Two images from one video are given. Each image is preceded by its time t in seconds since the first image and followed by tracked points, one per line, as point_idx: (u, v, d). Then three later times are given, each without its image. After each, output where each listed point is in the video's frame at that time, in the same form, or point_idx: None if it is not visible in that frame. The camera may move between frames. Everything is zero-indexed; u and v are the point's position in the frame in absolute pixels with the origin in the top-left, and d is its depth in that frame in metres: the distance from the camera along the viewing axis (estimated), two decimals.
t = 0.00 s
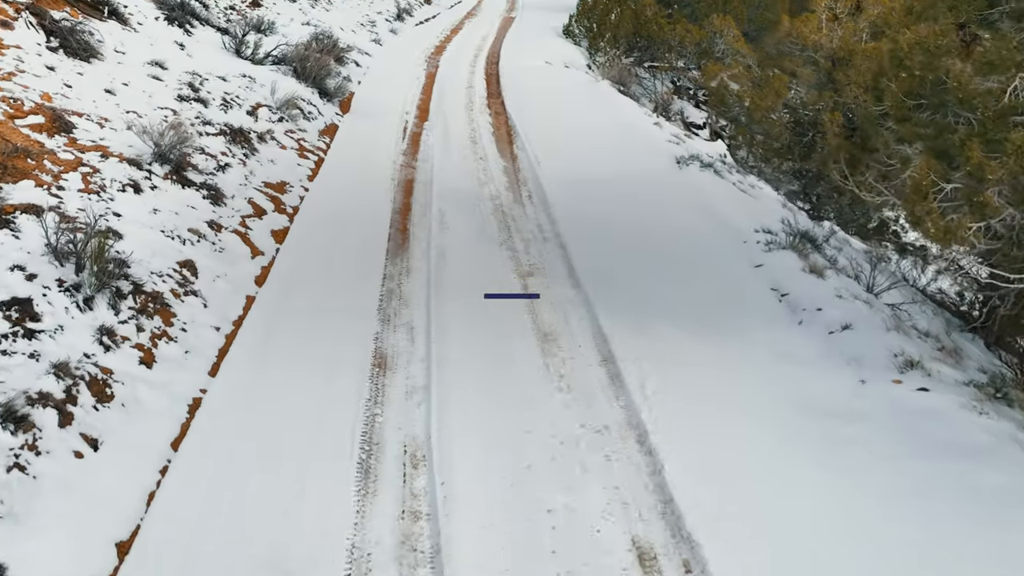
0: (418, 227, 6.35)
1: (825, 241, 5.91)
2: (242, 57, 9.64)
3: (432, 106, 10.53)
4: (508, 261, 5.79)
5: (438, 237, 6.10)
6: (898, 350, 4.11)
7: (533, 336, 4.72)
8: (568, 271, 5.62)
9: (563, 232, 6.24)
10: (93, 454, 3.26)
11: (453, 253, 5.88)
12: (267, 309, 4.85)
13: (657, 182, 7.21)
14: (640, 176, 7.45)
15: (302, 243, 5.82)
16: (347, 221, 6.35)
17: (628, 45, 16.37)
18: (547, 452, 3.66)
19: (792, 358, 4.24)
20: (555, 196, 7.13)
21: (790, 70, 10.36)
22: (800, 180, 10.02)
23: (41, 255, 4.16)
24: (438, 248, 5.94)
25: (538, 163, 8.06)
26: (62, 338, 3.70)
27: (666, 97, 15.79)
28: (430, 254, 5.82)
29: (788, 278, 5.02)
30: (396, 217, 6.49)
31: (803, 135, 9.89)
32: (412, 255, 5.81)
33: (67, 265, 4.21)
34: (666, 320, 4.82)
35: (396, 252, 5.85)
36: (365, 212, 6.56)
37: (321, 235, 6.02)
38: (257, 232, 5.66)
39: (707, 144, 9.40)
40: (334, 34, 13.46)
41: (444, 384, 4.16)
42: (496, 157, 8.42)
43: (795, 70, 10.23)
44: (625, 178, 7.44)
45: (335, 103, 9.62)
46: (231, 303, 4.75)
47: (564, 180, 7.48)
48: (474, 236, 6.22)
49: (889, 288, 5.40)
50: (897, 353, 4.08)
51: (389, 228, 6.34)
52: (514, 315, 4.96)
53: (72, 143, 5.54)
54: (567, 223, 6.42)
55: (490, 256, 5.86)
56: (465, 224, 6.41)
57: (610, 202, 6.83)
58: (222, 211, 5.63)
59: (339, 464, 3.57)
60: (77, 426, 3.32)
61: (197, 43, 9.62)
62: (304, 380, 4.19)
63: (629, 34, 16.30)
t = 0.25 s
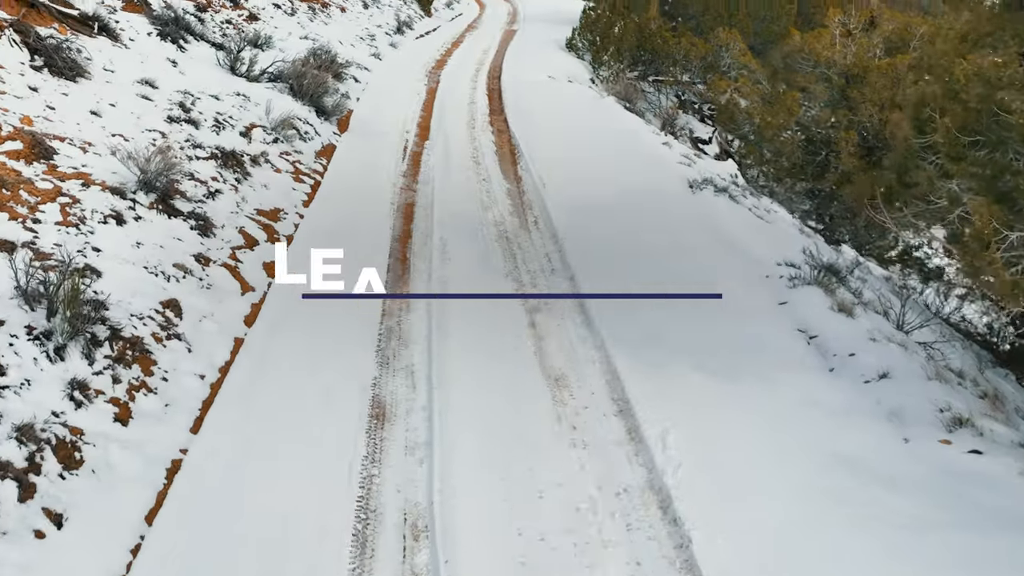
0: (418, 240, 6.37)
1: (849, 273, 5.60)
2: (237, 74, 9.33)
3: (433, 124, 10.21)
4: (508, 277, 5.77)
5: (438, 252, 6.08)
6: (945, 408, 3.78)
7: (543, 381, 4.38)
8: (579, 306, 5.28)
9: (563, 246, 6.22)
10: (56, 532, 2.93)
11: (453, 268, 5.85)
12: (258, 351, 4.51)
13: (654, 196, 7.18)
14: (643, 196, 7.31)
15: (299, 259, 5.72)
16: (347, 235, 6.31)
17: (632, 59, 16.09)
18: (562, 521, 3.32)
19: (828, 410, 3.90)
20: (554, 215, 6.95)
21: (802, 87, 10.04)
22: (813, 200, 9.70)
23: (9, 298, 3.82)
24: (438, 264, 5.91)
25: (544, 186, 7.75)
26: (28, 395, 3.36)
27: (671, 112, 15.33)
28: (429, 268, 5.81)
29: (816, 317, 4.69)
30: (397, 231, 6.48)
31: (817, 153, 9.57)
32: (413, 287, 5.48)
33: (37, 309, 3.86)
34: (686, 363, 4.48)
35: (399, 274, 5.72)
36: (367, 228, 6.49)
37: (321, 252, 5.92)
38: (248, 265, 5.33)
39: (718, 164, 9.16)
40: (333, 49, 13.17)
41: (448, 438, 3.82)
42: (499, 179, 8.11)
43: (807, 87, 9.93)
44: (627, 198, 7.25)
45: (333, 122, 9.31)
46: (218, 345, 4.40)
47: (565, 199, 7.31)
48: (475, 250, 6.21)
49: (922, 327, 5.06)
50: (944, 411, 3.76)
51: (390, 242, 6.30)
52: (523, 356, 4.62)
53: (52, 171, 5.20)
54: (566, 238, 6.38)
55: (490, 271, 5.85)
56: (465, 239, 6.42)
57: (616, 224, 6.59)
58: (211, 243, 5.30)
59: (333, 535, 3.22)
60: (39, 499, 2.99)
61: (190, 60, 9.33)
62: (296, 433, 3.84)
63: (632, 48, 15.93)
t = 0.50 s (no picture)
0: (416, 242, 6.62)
1: (877, 308, 5.27)
2: (231, 92, 9.01)
3: (434, 143, 9.89)
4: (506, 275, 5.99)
5: (438, 252, 6.29)
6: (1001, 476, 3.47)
7: (554, 433, 4.03)
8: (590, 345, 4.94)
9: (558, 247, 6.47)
10: None
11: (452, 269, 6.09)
12: (246, 399, 4.16)
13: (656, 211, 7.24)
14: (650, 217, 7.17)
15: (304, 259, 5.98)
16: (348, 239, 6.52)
17: (637, 73, 15.88)
18: None
19: (870, 473, 3.56)
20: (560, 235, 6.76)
21: (815, 105, 9.73)
22: (828, 221, 9.37)
23: None
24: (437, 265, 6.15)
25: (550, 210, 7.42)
26: None
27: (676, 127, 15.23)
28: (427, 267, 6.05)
29: (850, 361, 4.35)
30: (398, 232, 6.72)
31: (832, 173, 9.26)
32: (414, 324, 5.14)
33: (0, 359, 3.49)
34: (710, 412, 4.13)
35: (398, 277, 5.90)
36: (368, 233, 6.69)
37: (326, 258, 6.07)
38: (237, 302, 4.99)
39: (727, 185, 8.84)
40: (331, 64, 12.88)
41: (452, 503, 3.47)
42: (503, 201, 7.79)
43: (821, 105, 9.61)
44: (634, 220, 7.03)
45: (331, 141, 9.00)
46: (201, 395, 4.05)
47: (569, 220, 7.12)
48: (473, 249, 6.45)
49: (960, 370, 4.73)
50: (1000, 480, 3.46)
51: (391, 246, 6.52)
52: (532, 405, 4.28)
53: (28, 200, 4.84)
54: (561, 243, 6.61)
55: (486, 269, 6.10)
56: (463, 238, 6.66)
57: (625, 249, 6.32)
58: (198, 278, 4.96)
59: None
60: None
61: (183, 77, 9.03)
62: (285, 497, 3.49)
63: (636, 61, 15.76)
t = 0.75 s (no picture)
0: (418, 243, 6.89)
1: (911, 348, 4.94)
2: (225, 109, 8.68)
3: (435, 163, 9.56)
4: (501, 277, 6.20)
5: (438, 254, 6.52)
6: None
7: (568, 493, 3.68)
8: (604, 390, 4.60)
9: (555, 249, 6.71)
10: None
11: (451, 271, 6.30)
12: (231, 458, 3.82)
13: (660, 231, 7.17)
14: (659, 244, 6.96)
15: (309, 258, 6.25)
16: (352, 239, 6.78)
17: (642, 87, 15.53)
18: None
19: (922, 548, 3.21)
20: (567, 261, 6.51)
21: (830, 122, 9.41)
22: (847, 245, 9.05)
23: None
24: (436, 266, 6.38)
25: (557, 236, 7.09)
26: None
27: (683, 142, 14.91)
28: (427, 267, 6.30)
29: (888, 414, 4.01)
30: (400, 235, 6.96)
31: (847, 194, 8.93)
32: (414, 367, 4.80)
33: None
34: (738, 470, 3.78)
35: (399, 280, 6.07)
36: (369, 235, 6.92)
37: (326, 259, 6.30)
38: (224, 344, 4.64)
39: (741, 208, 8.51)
40: (329, 79, 12.56)
41: None
42: (507, 226, 7.46)
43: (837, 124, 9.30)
44: (644, 250, 6.77)
45: (328, 162, 8.67)
46: (181, 455, 3.70)
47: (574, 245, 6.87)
48: (473, 254, 6.64)
49: (1006, 417, 4.38)
50: None
51: (393, 247, 6.75)
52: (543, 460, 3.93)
53: None
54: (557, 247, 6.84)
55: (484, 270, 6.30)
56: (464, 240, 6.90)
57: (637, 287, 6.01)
58: (182, 318, 4.60)
59: None
60: None
61: (175, 94, 8.69)
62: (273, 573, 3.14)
63: (642, 76, 15.38)
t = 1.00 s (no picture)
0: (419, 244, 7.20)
1: (950, 393, 4.59)
2: (218, 129, 8.34)
3: (436, 183, 9.24)
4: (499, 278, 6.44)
5: (439, 254, 6.84)
6: None
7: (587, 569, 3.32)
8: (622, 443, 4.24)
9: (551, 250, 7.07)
10: None
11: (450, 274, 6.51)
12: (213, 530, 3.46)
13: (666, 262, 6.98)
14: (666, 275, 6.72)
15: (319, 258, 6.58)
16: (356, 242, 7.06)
17: (646, 101, 15.23)
18: None
19: None
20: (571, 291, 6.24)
21: (845, 142, 9.09)
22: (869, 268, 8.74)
23: None
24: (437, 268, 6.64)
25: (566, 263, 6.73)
26: None
27: (689, 158, 14.59)
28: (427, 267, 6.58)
29: (936, 478, 3.65)
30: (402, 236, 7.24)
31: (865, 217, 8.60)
32: (415, 415, 4.44)
33: None
34: (774, 543, 3.42)
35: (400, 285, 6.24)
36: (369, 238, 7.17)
37: (327, 258, 6.58)
38: (209, 393, 4.27)
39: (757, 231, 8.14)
40: (327, 96, 12.24)
41: None
42: (513, 252, 7.11)
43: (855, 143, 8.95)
44: (653, 282, 6.50)
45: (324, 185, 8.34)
46: (157, 528, 3.33)
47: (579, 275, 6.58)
48: (472, 254, 6.96)
49: None
50: None
51: (392, 246, 7.07)
52: (558, 528, 3.57)
53: None
54: (556, 253, 7.09)
55: (482, 274, 6.52)
56: (466, 244, 7.16)
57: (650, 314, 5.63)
58: (164, 364, 4.23)
59: None
60: None
61: (165, 113, 8.35)
62: None
63: (647, 91, 15.08)
